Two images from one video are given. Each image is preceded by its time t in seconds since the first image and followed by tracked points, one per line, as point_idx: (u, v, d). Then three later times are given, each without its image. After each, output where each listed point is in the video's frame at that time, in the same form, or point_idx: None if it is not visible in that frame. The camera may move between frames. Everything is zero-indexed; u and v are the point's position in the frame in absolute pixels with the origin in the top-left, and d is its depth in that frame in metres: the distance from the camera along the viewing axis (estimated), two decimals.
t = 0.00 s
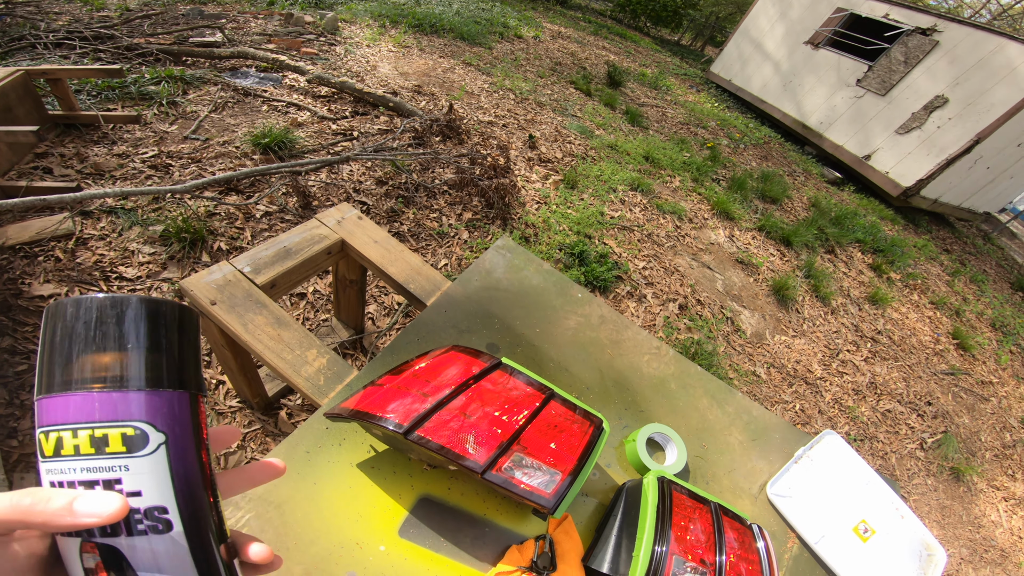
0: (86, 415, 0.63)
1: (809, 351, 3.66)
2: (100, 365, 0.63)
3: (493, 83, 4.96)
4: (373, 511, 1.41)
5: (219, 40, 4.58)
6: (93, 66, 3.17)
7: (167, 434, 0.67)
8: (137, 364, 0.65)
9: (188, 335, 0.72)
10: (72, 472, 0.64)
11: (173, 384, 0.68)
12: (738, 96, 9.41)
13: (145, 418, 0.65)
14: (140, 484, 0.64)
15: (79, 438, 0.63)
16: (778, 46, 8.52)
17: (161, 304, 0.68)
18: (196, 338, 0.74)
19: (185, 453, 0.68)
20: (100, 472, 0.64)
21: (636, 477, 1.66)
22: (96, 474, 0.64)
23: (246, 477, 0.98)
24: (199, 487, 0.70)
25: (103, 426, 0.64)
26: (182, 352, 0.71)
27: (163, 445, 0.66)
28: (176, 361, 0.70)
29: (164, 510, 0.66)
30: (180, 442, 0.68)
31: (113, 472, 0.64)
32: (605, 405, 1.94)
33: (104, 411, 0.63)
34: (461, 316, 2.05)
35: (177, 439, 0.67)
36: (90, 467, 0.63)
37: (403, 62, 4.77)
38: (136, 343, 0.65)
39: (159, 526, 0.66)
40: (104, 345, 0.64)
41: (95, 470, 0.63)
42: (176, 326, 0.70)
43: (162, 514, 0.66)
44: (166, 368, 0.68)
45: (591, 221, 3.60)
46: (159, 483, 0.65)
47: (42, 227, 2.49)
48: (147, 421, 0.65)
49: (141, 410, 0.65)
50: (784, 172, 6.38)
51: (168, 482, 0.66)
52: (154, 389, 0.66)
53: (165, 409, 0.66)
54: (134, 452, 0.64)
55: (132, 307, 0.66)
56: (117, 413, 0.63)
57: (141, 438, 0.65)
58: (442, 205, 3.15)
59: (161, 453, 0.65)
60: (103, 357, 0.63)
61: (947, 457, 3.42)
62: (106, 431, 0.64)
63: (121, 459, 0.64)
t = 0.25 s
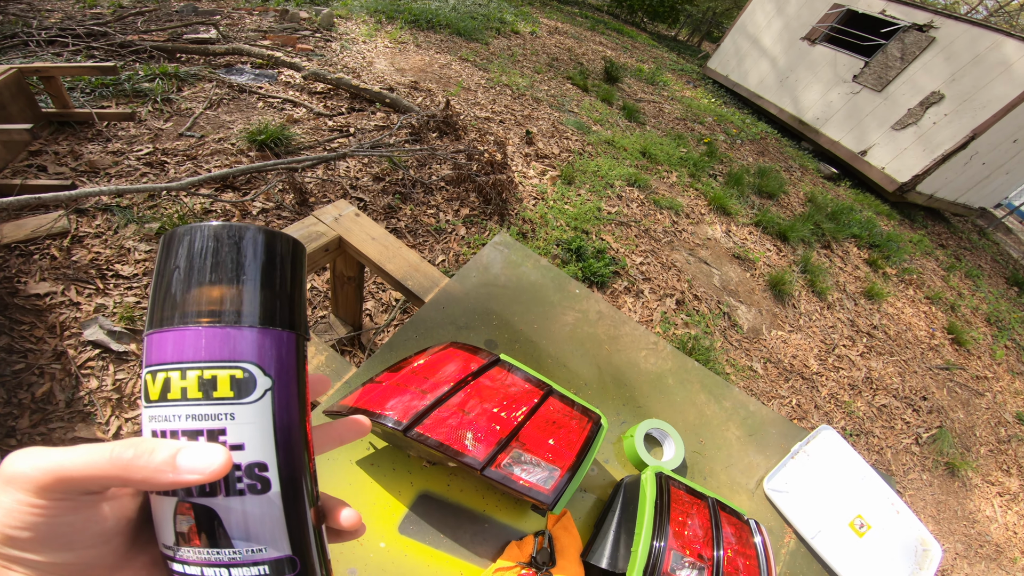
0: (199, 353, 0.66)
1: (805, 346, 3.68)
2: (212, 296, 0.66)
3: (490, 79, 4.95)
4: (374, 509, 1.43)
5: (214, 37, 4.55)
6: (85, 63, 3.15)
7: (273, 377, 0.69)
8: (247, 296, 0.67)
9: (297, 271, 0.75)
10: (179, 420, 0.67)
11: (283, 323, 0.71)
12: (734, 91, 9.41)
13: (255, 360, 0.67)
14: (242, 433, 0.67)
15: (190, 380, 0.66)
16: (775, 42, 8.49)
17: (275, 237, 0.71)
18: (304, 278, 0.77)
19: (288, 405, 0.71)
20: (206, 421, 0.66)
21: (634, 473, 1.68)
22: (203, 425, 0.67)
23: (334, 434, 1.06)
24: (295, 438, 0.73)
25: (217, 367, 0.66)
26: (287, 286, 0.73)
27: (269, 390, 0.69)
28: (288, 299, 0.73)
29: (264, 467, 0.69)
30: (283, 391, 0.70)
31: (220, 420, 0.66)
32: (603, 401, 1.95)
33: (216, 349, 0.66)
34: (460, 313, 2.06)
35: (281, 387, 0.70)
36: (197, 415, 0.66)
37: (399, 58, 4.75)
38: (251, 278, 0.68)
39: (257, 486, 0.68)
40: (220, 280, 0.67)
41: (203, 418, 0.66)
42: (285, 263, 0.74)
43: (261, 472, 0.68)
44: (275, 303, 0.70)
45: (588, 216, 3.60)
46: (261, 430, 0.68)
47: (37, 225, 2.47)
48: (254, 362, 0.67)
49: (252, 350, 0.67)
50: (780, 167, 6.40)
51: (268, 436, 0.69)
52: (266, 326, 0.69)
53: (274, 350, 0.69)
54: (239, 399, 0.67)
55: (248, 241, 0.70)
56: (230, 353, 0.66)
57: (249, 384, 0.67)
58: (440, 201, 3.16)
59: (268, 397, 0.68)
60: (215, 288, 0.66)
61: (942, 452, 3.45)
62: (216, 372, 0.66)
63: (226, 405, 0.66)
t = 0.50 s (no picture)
0: (240, 350, 0.66)
1: (804, 340, 3.69)
2: (252, 294, 0.66)
3: (487, 74, 4.93)
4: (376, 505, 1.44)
5: (209, 33, 4.52)
6: (80, 60, 3.13)
7: (311, 376, 0.69)
8: (286, 292, 0.68)
9: (334, 268, 0.75)
10: (219, 418, 0.67)
11: (321, 321, 0.71)
12: (732, 86, 9.40)
13: (294, 358, 0.68)
14: (280, 432, 0.67)
15: (231, 378, 0.67)
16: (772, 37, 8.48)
17: (314, 232, 0.71)
18: (339, 276, 0.78)
19: (325, 405, 0.71)
20: (247, 419, 0.67)
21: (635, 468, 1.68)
22: (244, 423, 0.67)
23: (361, 432, 1.05)
24: (330, 437, 0.73)
25: (258, 364, 0.66)
26: (324, 283, 0.73)
27: (307, 388, 0.69)
28: (325, 296, 0.73)
29: (300, 467, 0.69)
30: (320, 390, 0.70)
31: (260, 418, 0.67)
32: (604, 396, 1.95)
33: (256, 347, 0.66)
34: (460, 308, 2.06)
35: (319, 386, 0.70)
36: (238, 413, 0.67)
37: (396, 54, 4.73)
38: (291, 274, 0.69)
39: (294, 486, 0.68)
40: (260, 276, 0.67)
41: (244, 416, 0.67)
42: (322, 260, 0.74)
43: (298, 472, 0.68)
44: (313, 300, 0.70)
45: (586, 211, 3.60)
46: (299, 430, 0.68)
47: (33, 223, 2.46)
48: (294, 361, 0.68)
49: (292, 348, 0.68)
50: (777, 162, 6.40)
51: (305, 436, 0.69)
52: (305, 323, 0.69)
53: (312, 347, 0.69)
54: (279, 397, 0.67)
55: (288, 236, 0.70)
56: (270, 351, 0.66)
57: (288, 383, 0.68)
58: (438, 196, 3.15)
59: (306, 395, 0.68)
60: (254, 286, 0.67)
61: (939, 447, 3.48)
62: (257, 370, 0.66)
63: (266, 403, 0.66)
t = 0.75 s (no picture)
0: (235, 346, 0.66)
1: (804, 336, 3.70)
2: (246, 289, 0.66)
3: (486, 71, 4.92)
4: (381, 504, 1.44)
5: (207, 31, 4.50)
6: (77, 58, 3.11)
7: (307, 372, 0.69)
8: (280, 288, 0.67)
9: (330, 263, 0.75)
10: (216, 414, 0.67)
11: (316, 316, 0.71)
12: (731, 82, 9.37)
13: (289, 353, 0.67)
14: (276, 428, 0.67)
15: (226, 373, 0.67)
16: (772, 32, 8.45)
17: (308, 228, 0.71)
18: (335, 271, 0.77)
19: (322, 401, 0.71)
20: (243, 414, 0.67)
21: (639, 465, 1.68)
22: (240, 419, 0.67)
23: (359, 428, 1.06)
24: (327, 433, 0.73)
25: (253, 360, 0.66)
26: (320, 279, 0.72)
27: (303, 384, 0.69)
28: (320, 291, 0.72)
29: (298, 463, 0.69)
30: (316, 385, 0.70)
31: (256, 413, 0.67)
32: (607, 392, 1.95)
33: (251, 343, 0.66)
34: (463, 306, 2.06)
35: (315, 382, 0.70)
36: (234, 409, 0.67)
37: (395, 51, 4.71)
38: (285, 269, 0.68)
39: (291, 482, 0.68)
40: (254, 271, 0.67)
41: (240, 412, 0.67)
42: (317, 255, 0.73)
43: (295, 468, 0.69)
44: (308, 295, 0.70)
45: (587, 208, 3.60)
46: (295, 425, 0.68)
47: (33, 222, 2.45)
48: (289, 356, 0.67)
49: (288, 344, 0.67)
50: (777, 158, 6.39)
51: (302, 431, 0.69)
52: (300, 318, 0.68)
53: (307, 344, 0.69)
54: (275, 392, 0.67)
55: (282, 233, 0.69)
56: (264, 346, 0.66)
57: (284, 377, 0.67)
58: (439, 193, 3.15)
59: (301, 391, 0.68)
60: (248, 281, 0.66)
61: (939, 442, 3.49)
62: (253, 366, 0.67)
63: (262, 398, 0.67)
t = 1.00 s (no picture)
0: (231, 347, 0.66)
1: (808, 334, 3.69)
2: (242, 289, 0.65)
3: (489, 68, 4.91)
4: (391, 502, 1.45)
5: (209, 29, 4.49)
6: (81, 56, 3.11)
7: (305, 371, 0.69)
8: (277, 287, 0.67)
9: (326, 261, 0.74)
10: (214, 416, 0.67)
11: (313, 315, 0.70)
12: (734, 80, 9.35)
13: (287, 353, 0.67)
14: (276, 429, 0.67)
15: (223, 375, 0.66)
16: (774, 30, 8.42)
17: (303, 226, 0.70)
18: (331, 269, 0.77)
19: (321, 401, 0.71)
20: (241, 416, 0.67)
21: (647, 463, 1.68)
22: (238, 420, 0.67)
23: (360, 427, 1.07)
24: (326, 433, 0.73)
25: (250, 361, 0.66)
26: (316, 278, 0.72)
27: (302, 384, 0.69)
28: (317, 290, 0.72)
29: (298, 464, 0.69)
30: (315, 385, 0.70)
31: (254, 415, 0.67)
32: (614, 390, 1.96)
33: (247, 343, 0.65)
34: (470, 304, 2.06)
35: (313, 382, 0.70)
36: (232, 411, 0.67)
37: (397, 48, 4.71)
38: (280, 268, 0.68)
39: (292, 483, 0.69)
40: (249, 271, 0.66)
41: (238, 413, 0.67)
42: (313, 254, 0.73)
43: (296, 469, 0.69)
44: (305, 294, 0.70)
45: (591, 205, 3.60)
46: (295, 426, 0.68)
47: (39, 220, 2.46)
48: (286, 356, 0.67)
49: (285, 344, 0.67)
50: (780, 156, 6.38)
51: (301, 432, 0.69)
52: (297, 318, 0.68)
53: (304, 343, 0.69)
54: (272, 393, 0.67)
55: (276, 232, 0.69)
56: (262, 347, 0.66)
57: (282, 378, 0.67)
58: (443, 191, 3.15)
59: (300, 391, 0.68)
60: (243, 281, 0.65)
61: (942, 440, 3.49)
62: (250, 367, 0.66)
63: (260, 399, 0.66)
